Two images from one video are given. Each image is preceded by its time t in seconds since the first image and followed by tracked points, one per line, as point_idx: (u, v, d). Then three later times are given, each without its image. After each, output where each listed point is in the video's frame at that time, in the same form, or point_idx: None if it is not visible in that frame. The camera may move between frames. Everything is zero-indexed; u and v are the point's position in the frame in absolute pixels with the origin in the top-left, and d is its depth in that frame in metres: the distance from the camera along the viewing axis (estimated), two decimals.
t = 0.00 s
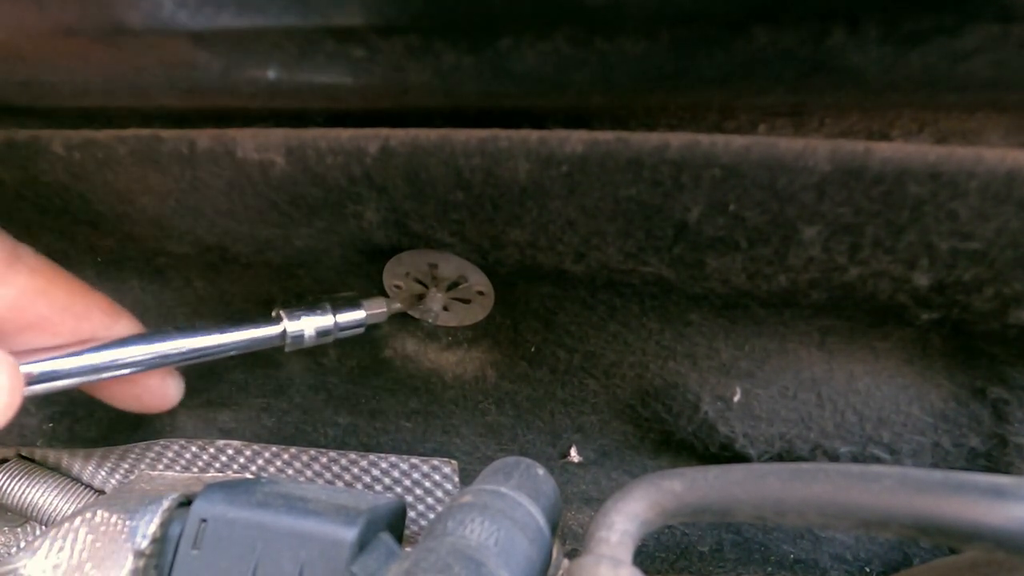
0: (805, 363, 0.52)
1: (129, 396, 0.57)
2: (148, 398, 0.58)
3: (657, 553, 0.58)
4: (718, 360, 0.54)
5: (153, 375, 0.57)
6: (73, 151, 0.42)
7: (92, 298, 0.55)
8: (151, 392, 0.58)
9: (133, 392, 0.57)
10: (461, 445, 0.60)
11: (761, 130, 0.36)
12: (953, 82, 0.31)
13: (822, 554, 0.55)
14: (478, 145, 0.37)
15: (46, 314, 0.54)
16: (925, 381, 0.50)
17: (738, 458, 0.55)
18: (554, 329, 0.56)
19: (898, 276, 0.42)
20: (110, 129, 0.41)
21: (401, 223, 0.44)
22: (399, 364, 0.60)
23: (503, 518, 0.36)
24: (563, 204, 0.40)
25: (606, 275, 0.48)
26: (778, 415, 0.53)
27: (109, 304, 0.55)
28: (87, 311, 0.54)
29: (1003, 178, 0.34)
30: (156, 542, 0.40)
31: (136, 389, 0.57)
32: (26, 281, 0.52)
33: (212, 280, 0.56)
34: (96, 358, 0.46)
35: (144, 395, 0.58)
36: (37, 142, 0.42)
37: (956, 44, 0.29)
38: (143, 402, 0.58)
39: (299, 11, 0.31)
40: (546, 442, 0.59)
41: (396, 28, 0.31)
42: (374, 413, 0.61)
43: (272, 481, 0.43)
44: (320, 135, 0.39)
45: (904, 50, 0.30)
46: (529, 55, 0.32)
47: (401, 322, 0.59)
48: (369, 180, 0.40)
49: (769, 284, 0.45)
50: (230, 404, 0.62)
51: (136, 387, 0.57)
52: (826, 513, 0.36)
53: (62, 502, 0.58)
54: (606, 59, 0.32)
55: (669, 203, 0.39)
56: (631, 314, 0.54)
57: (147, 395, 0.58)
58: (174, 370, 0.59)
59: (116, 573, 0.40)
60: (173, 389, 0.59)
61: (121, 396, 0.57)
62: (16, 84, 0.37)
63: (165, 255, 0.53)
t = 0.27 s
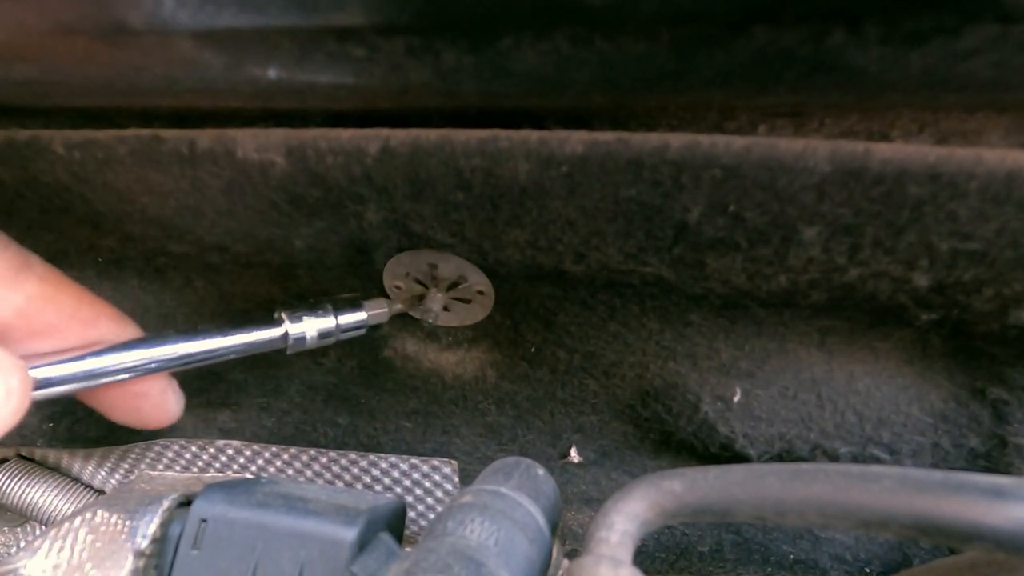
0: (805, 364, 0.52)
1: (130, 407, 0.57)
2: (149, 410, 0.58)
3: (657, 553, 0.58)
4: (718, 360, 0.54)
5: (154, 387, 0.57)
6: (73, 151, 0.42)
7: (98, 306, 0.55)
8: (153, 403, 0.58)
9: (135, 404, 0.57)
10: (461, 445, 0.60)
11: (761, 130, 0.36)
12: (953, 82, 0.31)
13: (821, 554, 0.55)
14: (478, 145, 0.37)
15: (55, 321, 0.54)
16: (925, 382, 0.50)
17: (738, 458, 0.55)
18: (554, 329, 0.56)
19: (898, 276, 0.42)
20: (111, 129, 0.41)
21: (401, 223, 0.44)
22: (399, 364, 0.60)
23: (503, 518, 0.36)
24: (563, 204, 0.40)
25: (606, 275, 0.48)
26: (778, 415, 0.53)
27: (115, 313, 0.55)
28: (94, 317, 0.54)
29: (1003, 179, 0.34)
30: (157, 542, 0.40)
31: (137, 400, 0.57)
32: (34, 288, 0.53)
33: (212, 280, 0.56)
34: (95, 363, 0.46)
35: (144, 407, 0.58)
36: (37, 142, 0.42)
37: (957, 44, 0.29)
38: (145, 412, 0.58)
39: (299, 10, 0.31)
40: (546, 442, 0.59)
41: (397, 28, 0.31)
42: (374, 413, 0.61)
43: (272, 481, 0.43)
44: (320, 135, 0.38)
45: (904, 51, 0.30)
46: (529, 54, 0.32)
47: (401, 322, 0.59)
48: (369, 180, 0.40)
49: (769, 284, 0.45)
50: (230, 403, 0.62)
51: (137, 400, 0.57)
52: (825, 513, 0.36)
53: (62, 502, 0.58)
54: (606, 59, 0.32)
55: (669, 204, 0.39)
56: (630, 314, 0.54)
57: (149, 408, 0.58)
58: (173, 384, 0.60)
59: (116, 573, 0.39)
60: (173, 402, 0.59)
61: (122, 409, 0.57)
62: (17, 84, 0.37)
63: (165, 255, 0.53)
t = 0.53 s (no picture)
0: (807, 365, 0.52)
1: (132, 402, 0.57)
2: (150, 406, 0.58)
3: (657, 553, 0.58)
4: (719, 360, 0.54)
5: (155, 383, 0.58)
6: (75, 151, 0.42)
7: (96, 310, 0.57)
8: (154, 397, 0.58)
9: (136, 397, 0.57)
10: (462, 444, 0.61)
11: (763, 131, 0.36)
12: (956, 83, 0.31)
13: (822, 554, 0.55)
14: (480, 145, 0.37)
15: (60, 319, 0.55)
16: (926, 383, 0.50)
17: (738, 458, 0.56)
18: (555, 330, 0.56)
19: (900, 277, 0.42)
20: (111, 129, 0.41)
21: (403, 223, 0.44)
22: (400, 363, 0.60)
23: (504, 518, 0.36)
24: (565, 205, 0.40)
25: (607, 276, 0.48)
26: (779, 415, 0.54)
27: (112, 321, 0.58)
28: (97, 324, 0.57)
29: (1006, 180, 0.34)
30: (157, 541, 0.40)
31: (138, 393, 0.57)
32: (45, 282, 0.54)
33: (213, 279, 0.56)
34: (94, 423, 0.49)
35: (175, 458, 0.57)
36: (38, 142, 0.42)
37: (960, 46, 0.29)
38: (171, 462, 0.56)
39: (301, 11, 0.31)
40: (548, 442, 0.60)
41: (398, 28, 0.31)
42: (375, 412, 0.61)
43: (273, 480, 0.43)
44: (322, 135, 0.38)
45: (907, 52, 0.30)
46: (532, 55, 0.32)
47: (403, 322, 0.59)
48: (371, 180, 0.40)
49: (770, 284, 0.45)
50: (231, 403, 0.63)
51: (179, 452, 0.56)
52: (826, 513, 0.36)
53: (63, 502, 0.58)
54: (608, 60, 0.32)
55: (670, 204, 0.39)
56: (631, 315, 0.53)
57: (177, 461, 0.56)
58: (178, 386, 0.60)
59: (116, 572, 0.39)
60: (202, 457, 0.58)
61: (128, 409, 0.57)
62: (18, 85, 0.37)
63: (166, 255, 0.53)
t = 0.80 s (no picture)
0: (809, 366, 0.52)
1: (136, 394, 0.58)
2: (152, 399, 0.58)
3: (662, 554, 0.59)
4: (722, 361, 0.54)
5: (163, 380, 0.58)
6: (82, 156, 0.42)
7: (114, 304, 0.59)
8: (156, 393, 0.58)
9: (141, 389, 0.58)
10: (466, 447, 0.61)
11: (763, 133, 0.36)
12: (955, 85, 0.31)
13: (826, 554, 0.55)
14: (483, 149, 0.37)
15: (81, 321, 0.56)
16: (929, 383, 0.50)
17: (742, 459, 0.56)
18: (558, 332, 0.56)
19: (901, 277, 0.42)
20: (118, 134, 0.42)
21: (406, 227, 0.45)
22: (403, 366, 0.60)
23: (509, 519, 0.37)
24: (567, 208, 0.40)
25: (609, 278, 0.48)
26: (782, 415, 0.54)
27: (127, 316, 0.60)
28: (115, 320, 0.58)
29: (1006, 181, 0.34)
30: (166, 543, 0.41)
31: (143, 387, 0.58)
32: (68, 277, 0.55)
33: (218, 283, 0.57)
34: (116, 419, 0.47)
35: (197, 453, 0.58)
36: (46, 147, 0.43)
37: (959, 48, 0.29)
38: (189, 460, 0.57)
39: (305, 18, 0.31)
40: (552, 444, 0.60)
41: (401, 35, 0.32)
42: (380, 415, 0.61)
43: (279, 482, 0.43)
44: (326, 140, 0.39)
45: (906, 55, 0.30)
46: (533, 60, 0.32)
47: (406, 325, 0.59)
48: (375, 184, 0.41)
49: (772, 286, 0.45)
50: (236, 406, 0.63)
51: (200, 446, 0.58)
52: (830, 513, 0.37)
53: (69, 505, 0.59)
54: (609, 64, 0.32)
55: (671, 207, 0.39)
56: (633, 317, 0.53)
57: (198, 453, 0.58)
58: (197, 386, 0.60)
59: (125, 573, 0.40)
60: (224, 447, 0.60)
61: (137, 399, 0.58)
62: (25, 93, 0.38)
63: (172, 259, 0.54)
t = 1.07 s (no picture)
0: (810, 366, 0.52)
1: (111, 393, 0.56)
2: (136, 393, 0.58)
3: (663, 554, 0.58)
4: (723, 362, 0.54)
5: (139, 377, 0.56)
6: (85, 159, 0.43)
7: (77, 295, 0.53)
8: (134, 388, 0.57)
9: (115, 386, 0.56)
10: (468, 447, 0.60)
11: (763, 134, 0.36)
12: (954, 86, 0.31)
13: (828, 555, 0.55)
14: (484, 151, 0.38)
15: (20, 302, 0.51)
16: (930, 383, 0.50)
17: (743, 459, 0.56)
18: (560, 332, 0.56)
19: (902, 278, 0.42)
20: (119, 138, 0.42)
21: (408, 228, 0.45)
22: (404, 366, 0.61)
23: (511, 519, 0.37)
24: (568, 209, 0.41)
25: (610, 279, 0.48)
26: (783, 416, 0.54)
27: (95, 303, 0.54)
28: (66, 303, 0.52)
29: (1006, 182, 0.34)
30: (169, 545, 0.41)
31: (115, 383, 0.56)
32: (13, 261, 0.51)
33: (220, 285, 0.57)
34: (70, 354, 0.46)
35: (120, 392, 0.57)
36: (48, 151, 0.43)
37: (958, 50, 0.29)
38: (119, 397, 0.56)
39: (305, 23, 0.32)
40: (554, 444, 0.60)
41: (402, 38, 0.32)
42: (382, 416, 0.62)
43: (282, 484, 0.44)
44: (327, 142, 0.39)
45: (905, 57, 0.30)
46: (534, 63, 0.32)
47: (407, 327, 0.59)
48: (376, 186, 0.41)
49: (773, 286, 0.45)
50: (239, 408, 0.63)
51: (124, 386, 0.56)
52: (831, 513, 0.37)
53: (73, 506, 0.59)
54: (609, 67, 0.32)
55: (672, 208, 0.39)
56: (635, 318, 0.53)
57: (126, 392, 0.57)
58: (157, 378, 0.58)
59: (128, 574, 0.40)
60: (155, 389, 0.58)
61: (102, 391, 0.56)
62: (27, 96, 0.38)
63: (174, 261, 0.54)
